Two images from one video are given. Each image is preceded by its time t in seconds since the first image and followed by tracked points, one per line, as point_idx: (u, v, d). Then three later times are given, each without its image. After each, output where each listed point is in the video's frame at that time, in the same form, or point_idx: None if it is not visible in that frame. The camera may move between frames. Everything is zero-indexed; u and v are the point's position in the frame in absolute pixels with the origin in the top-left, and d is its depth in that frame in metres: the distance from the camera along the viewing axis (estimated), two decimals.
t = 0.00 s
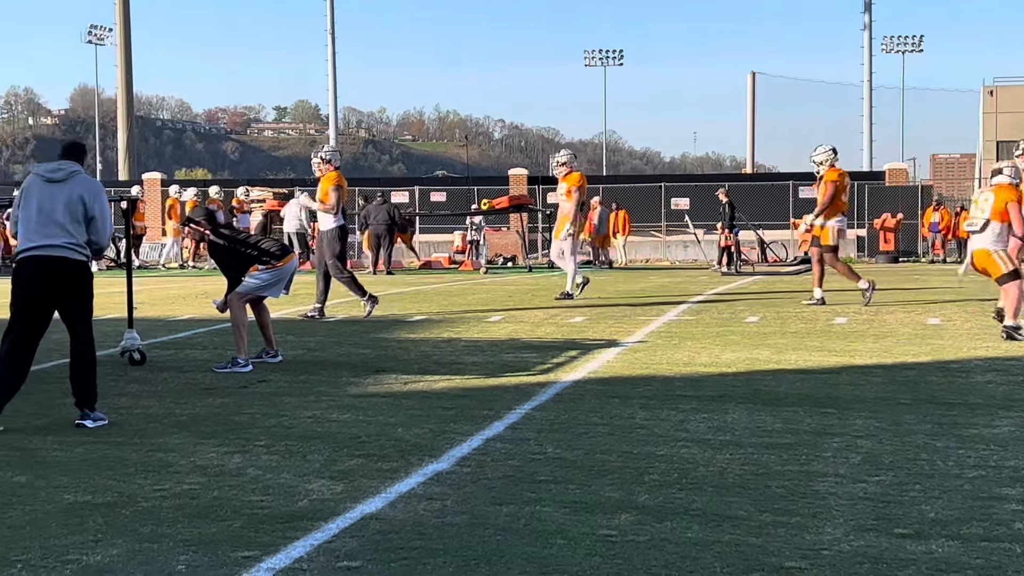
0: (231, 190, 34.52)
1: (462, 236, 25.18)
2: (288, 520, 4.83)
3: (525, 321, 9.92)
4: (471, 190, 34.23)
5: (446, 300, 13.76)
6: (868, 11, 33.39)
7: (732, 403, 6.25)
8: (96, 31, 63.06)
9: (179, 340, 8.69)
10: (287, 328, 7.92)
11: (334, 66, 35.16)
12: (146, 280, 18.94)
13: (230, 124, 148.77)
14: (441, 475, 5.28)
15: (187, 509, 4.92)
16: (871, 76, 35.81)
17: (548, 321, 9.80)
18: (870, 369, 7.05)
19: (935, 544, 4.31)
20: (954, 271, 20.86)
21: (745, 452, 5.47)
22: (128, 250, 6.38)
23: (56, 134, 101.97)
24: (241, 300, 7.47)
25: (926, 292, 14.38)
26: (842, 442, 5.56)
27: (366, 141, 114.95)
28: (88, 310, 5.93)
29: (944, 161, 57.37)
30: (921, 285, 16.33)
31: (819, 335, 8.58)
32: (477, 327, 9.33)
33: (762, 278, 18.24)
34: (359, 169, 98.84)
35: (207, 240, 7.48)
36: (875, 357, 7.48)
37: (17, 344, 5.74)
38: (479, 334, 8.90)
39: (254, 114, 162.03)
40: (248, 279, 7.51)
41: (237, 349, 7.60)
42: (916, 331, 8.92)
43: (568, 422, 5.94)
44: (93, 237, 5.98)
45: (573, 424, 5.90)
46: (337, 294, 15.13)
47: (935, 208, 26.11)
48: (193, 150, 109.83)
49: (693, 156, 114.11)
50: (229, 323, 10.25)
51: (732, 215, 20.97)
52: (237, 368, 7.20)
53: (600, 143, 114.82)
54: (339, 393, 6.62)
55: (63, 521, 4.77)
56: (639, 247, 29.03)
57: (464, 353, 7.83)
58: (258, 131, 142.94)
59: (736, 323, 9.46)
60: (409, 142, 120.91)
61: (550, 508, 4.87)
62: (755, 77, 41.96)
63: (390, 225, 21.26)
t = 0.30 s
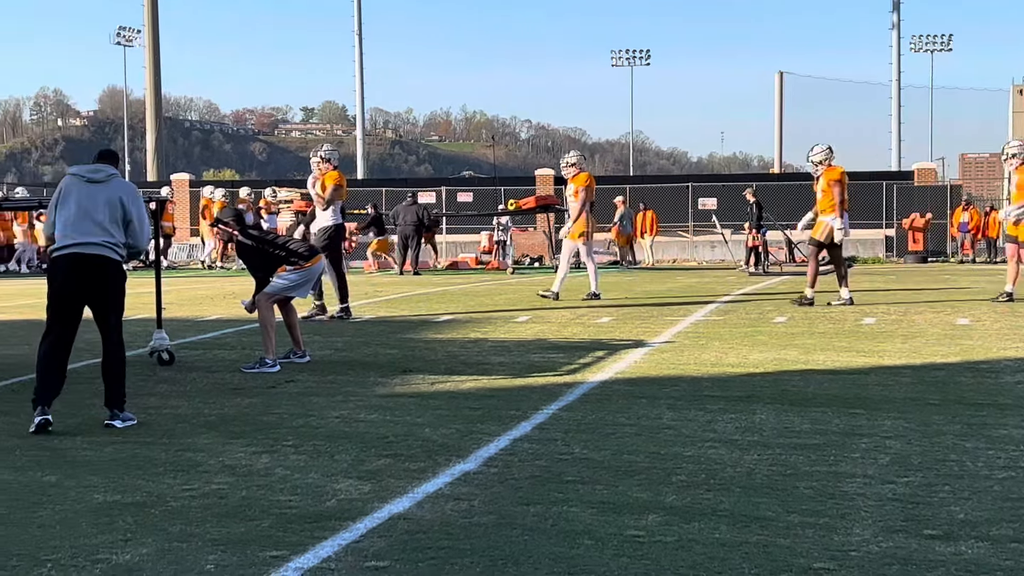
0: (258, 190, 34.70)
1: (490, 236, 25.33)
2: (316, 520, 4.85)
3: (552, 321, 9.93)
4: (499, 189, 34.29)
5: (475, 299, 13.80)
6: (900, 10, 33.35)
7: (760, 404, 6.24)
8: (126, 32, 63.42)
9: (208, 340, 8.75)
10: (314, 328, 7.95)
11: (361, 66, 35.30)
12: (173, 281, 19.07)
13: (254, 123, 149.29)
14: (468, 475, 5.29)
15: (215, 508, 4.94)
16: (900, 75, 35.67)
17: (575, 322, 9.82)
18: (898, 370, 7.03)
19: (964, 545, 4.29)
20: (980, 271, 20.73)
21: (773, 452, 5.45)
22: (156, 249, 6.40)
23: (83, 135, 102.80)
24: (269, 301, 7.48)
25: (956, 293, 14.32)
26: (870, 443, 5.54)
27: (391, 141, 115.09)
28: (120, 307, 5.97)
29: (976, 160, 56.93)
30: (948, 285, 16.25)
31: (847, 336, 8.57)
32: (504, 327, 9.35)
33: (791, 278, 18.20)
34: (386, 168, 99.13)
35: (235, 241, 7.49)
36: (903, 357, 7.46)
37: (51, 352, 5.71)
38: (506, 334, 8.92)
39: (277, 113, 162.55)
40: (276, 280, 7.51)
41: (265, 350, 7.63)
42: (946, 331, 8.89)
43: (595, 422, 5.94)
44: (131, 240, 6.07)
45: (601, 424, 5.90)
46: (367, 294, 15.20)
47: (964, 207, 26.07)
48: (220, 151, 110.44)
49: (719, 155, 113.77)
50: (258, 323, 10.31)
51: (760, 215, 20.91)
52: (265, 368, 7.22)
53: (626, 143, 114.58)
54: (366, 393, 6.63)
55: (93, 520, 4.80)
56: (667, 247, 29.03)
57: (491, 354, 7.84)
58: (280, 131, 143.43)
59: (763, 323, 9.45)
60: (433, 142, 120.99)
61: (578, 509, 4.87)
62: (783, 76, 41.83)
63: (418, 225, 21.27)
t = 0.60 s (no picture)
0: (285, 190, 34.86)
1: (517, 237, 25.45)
2: (345, 520, 4.86)
3: (581, 321, 9.97)
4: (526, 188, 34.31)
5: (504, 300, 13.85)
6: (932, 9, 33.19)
7: (789, 404, 6.22)
8: (156, 33, 63.76)
9: (238, 340, 8.80)
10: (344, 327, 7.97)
11: (389, 68, 35.38)
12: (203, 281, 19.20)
13: (278, 123, 149.83)
14: (496, 475, 5.29)
15: (245, 508, 4.96)
16: (929, 75, 35.46)
17: (603, 322, 9.85)
18: (929, 371, 7.00)
19: (995, 547, 4.27)
20: (1008, 271, 20.62)
21: (802, 453, 5.44)
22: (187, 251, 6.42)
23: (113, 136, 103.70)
24: (298, 301, 7.54)
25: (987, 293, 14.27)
26: (900, 444, 5.52)
27: (420, 141, 115.31)
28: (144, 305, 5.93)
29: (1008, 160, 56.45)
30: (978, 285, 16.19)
31: (877, 336, 8.54)
32: (532, 328, 9.37)
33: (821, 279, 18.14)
34: (415, 169, 99.38)
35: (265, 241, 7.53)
36: (932, 358, 7.43)
37: (78, 361, 5.70)
38: (535, 334, 8.94)
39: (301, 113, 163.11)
40: (305, 280, 7.56)
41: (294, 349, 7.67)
42: (978, 332, 8.87)
43: (624, 422, 5.94)
44: (151, 237, 5.99)
45: (629, 424, 5.90)
46: (396, 294, 15.28)
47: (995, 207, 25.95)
48: (249, 152, 111.06)
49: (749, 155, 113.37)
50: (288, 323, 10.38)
51: (790, 215, 20.84)
52: (294, 368, 7.24)
53: (656, 143, 114.19)
54: (395, 393, 6.65)
55: (124, 519, 4.83)
56: (695, 248, 28.92)
57: (520, 354, 7.85)
58: (305, 132, 143.99)
59: (792, 323, 9.46)
60: (459, 142, 121.07)
61: (607, 509, 4.86)
62: (811, 75, 41.63)
63: (445, 226, 21.29)
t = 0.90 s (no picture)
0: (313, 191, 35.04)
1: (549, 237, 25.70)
2: (375, 519, 4.87)
3: (610, 321, 10.00)
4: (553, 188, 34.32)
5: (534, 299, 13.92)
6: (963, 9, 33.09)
7: (820, 405, 6.20)
8: (186, 34, 63.90)
9: (267, 340, 8.87)
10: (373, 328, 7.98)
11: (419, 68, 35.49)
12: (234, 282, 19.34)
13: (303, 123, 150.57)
14: (526, 475, 5.29)
15: (276, 507, 4.98)
16: (961, 75, 35.24)
17: (633, 322, 9.89)
18: (962, 372, 6.96)
19: None
20: None
21: (833, 455, 5.42)
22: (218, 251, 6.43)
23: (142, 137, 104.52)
24: (327, 301, 7.52)
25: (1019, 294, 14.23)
26: (932, 446, 5.49)
27: (449, 141, 115.70)
28: (172, 301, 5.89)
29: None
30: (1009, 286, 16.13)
31: (907, 337, 8.52)
32: (561, 328, 9.41)
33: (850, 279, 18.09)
34: (443, 169, 99.71)
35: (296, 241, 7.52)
36: (965, 359, 7.39)
37: (106, 361, 5.66)
38: (564, 334, 8.96)
39: (326, 114, 163.76)
40: (335, 280, 7.56)
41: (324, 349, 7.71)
42: (1010, 332, 8.86)
43: (653, 423, 5.94)
44: (175, 234, 5.91)
45: (659, 425, 5.89)
46: (425, 294, 15.36)
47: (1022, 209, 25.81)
48: (277, 153, 111.68)
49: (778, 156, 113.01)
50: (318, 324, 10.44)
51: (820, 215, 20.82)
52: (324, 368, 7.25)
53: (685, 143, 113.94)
54: (425, 393, 6.66)
55: (156, 518, 4.85)
56: (725, 248, 28.85)
57: (549, 354, 7.86)
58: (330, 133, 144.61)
59: (823, 323, 9.48)
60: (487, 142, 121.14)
61: (636, 510, 4.86)
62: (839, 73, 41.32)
63: (473, 226, 21.34)
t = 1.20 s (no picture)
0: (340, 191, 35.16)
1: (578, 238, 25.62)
2: (407, 519, 4.87)
3: (641, 321, 10.01)
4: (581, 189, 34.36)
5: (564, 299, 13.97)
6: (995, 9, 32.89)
7: (853, 407, 6.18)
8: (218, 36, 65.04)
9: (298, 339, 8.93)
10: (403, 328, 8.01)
11: (449, 69, 35.58)
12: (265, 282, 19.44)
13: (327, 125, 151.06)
14: (557, 475, 5.29)
15: (308, 507, 4.99)
16: (994, 74, 34.98)
17: (664, 322, 9.90)
18: (996, 373, 6.91)
19: None
20: None
21: (866, 456, 5.39)
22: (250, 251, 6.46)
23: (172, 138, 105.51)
24: (360, 301, 7.54)
25: None
26: (966, 447, 5.46)
27: (479, 143, 116.08)
28: (204, 299, 5.89)
29: None
30: None
31: (942, 337, 8.47)
32: (592, 328, 9.43)
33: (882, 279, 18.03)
34: (474, 169, 100.35)
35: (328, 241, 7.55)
36: (1000, 360, 7.34)
37: (139, 360, 5.68)
38: (595, 334, 8.96)
39: (353, 115, 164.45)
40: (367, 281, 7.57)
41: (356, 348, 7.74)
42: None
43: (685, 423, 5.92)
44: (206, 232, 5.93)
45: (690, 425, 5.89)
46: (456, 294, 15.43)
47: None
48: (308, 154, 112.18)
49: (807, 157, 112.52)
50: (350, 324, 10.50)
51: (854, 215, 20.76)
52: (356, 368, 7.28)
53: (716, 144, 113.66)
54: (456, 393, 6.67)
55: (188, 517, 4.87)
56: (756, 249, 28.77)
57: (580, 354, 7.86)
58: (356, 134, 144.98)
59: (855, 324, 9.49)
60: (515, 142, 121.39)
61: (668, 511, 4.85)
62: (871, 72, 41.06)
63: (503, 226, 21.36)
